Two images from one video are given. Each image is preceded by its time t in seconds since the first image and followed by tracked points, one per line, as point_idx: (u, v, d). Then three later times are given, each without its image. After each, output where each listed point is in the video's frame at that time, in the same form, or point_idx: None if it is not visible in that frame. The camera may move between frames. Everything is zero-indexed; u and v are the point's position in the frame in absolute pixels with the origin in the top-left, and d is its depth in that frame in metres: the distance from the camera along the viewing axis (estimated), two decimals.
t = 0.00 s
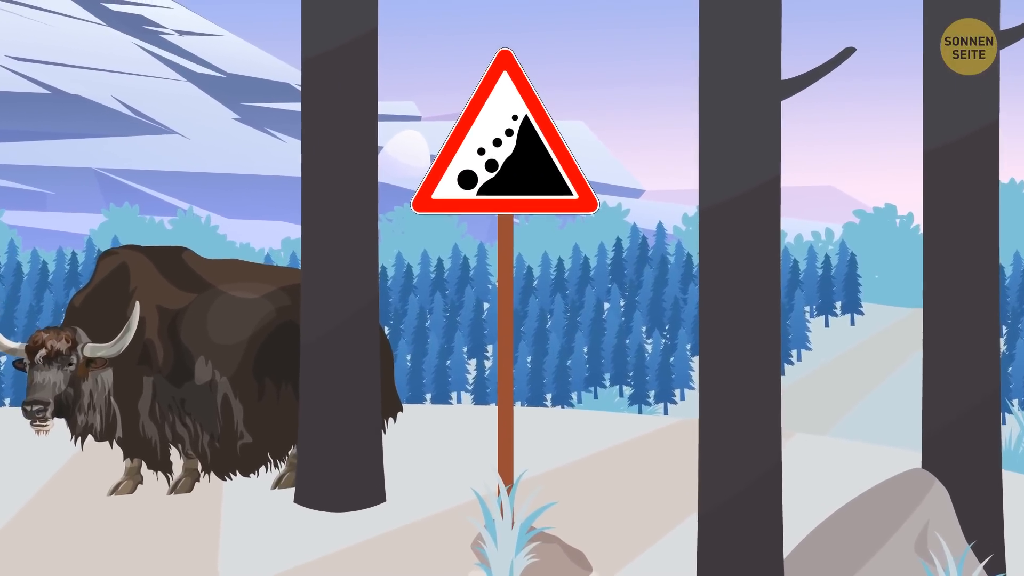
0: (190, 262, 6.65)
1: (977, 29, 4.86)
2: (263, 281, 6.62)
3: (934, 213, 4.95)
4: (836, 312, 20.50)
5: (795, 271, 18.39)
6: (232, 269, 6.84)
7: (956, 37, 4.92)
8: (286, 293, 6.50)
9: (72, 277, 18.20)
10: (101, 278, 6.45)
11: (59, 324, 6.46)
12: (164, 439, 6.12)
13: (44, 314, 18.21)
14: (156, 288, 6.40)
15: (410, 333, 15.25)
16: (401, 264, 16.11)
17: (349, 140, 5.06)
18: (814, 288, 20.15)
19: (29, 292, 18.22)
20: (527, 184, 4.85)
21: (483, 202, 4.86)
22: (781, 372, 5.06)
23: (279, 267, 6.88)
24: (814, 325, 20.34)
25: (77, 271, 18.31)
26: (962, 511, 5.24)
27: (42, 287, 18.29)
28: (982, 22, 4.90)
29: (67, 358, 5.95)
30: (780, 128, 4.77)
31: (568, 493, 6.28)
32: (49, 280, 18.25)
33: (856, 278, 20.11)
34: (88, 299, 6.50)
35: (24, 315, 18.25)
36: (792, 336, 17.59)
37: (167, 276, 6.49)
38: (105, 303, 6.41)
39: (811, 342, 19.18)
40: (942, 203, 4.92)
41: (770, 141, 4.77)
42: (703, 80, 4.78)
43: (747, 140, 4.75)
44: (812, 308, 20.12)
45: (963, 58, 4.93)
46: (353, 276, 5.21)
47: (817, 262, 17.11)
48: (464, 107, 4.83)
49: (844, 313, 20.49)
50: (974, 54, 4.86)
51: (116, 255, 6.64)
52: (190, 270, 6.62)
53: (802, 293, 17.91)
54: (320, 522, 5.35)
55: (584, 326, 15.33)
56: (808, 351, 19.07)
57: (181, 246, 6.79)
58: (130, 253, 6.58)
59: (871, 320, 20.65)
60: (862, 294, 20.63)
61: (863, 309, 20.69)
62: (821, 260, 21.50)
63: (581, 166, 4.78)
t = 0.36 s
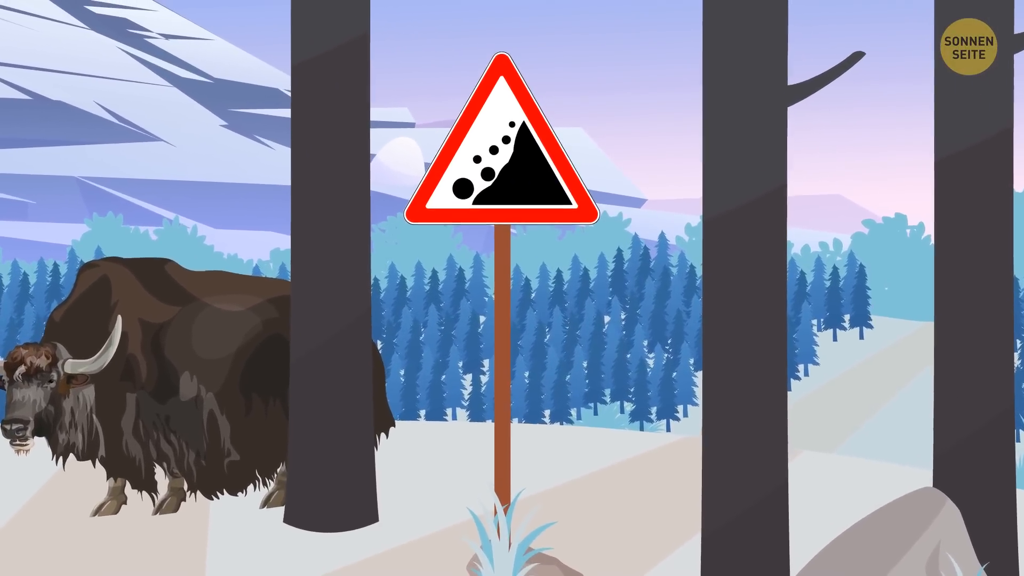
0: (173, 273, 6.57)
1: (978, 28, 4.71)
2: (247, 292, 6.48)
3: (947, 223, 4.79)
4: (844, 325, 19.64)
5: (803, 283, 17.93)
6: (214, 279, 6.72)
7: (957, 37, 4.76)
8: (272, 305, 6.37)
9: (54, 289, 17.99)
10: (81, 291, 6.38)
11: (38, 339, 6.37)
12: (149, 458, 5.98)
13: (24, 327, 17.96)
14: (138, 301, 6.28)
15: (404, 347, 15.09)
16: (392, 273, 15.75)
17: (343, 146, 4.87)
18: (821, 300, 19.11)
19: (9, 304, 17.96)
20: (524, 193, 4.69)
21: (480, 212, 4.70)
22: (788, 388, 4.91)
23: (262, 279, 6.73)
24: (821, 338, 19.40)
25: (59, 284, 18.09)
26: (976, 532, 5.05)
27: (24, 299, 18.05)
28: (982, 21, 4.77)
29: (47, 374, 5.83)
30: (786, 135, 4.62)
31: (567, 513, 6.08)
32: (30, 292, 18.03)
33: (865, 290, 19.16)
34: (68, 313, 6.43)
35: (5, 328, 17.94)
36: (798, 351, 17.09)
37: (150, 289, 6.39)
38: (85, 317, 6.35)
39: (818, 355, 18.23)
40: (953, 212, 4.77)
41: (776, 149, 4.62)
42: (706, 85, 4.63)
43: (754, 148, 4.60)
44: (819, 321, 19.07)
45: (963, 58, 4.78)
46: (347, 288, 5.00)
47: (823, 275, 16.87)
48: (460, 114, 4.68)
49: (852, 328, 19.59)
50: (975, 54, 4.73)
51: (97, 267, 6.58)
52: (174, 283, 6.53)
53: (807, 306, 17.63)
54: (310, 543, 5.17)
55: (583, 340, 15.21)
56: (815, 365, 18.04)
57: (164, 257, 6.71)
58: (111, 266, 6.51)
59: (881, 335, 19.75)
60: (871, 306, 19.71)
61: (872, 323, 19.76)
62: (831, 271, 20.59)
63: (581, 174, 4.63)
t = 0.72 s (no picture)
0: (166, 284, 6.37)
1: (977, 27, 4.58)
2: (241, 307, 6.26)
3: (959, 234, 4.68)
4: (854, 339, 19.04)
5: (809, 294, 17.68)
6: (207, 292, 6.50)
7: (956, 37, 4.62)
8: (267, 319, 6.14)
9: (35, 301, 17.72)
10: (71, 300, 6.22)
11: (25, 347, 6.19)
12: (135, 474, 5.75)
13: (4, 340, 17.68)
14: (129, 312, 6.08)
15: (397, 361, 14.75)
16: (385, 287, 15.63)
17: (336, 156, 4.68)
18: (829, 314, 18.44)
19: None
20: (521, 202, 4.54)
21: (475, 222, 4.53)
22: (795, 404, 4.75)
23: (257, 294, 6.49)
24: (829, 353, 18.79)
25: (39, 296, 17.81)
26: (990, 555, 4.85)
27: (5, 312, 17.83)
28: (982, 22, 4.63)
29: (32, 385, 5.58)
30: (793, 142, 4.47)
31: (565, 534, 5.89)
32: (10, 305, 17.77)
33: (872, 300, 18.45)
34: (55, 323, 6.21)
35: None
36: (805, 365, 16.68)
37: (141, 300, 6.19)
38: (74, 327, 6.13)
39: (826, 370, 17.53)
40: (966, 222, 4.65)
41: (783, 157, 4.48)
42: (710, 90, 4.49)
43: (759, 156, 4.44)
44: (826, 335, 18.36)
45: (963, 57, 4.63)
46: (340, 298, 4.79)
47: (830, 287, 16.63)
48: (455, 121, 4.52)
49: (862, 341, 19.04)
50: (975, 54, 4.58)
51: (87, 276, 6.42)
52: (166, 294, 6.32)
53: (815, 319, 17.26)
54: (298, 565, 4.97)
55: (583, 354, 15.03)
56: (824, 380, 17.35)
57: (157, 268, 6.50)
58: (102, 275, 6.33)
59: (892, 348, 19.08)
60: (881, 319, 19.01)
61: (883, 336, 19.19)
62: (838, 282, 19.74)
63: (580, 183, 4.48)
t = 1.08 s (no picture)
0: (155, 297, 6.14)
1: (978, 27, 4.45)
2: (233, 321, 6.00)
3: (971, 246, 4.51)
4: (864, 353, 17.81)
5: (817, 308, 17.09)
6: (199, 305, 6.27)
7: (957, 37, 4.47)
8: (260, 334, 5.90)
9: (15, 314, 17.38)
10: (56, 312, 6.05)
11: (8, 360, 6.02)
12: (119, 492, 5.57)
13: None
14: (117, 325, 5.90)
15: (390, 376, 14.71)
16: (378, 299, 15.42)
17: (325, 163, 4.48)
18: (839, 327, 17.49)
19: None
20: (519, 212, 4.38)
21: (471, 233, 4.38)
22: (801, 422, 4.59)
23: (251, 308, 6.21)
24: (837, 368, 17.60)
25: (21, 309, 17.48)
26: None
27: None
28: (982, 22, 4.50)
29: (16, 398, 5.63)
30: (800, 150, 4.32)
31: (564, 556, 5.69)
32: None
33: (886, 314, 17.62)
34: (40, 335, 6.06)
35: None
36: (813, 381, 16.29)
37: (130, 312, 5.99)
38: (60, 338, 5.98)
39: (835, 388, 16.78)
40: (979, 233, 4.49)
41: (790, 165, 4.33)
42: (714, 96, 4.34)
43: (764, 166, 4.30)
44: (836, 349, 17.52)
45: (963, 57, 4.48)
46: (330, 310, 4.62)
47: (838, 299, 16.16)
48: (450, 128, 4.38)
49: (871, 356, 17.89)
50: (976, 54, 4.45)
51: (75, 286, 6.23)
52: (155, 306, 6.08)
53: (823, 332, 16.79)
54: None
55: (582, 369, 14.81)
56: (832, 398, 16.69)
57: (148, 279, 6.30)
58: (89, 285, 6.14)
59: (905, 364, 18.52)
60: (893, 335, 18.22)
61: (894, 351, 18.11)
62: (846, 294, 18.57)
63: (580, 192, 4.33)
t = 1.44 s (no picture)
0: (138, 309, 6.03)
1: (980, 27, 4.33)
2: (219, 334, 5.86)
3: (983, 257, 4.37)
4: (871, 367, 17.44)
5: (826, 322, 16.56)
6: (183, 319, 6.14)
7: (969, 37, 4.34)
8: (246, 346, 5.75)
9: None
10: (35, 327, 5.94)
11: None
12: (103, 512, 5.42)
13: None
14: (100, 340, 5.78)
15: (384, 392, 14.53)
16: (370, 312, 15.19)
17: (314, 171, 4.33)
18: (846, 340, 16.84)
19: None
20: (516, 222, 4.24)
21: (467, 243, 4.24)
22: (808, 439, 4.44)
23: (239, 321, 6.09)
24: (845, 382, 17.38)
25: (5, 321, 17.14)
26: None
27: None
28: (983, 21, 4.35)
29: None
30: (808, 157, 4.19)
31: None
32: None
33: (895, 328, 17.07)
34: (19, 350, 5.93)
35: None
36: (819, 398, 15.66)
37: (112, 326, 5.87)
38: (40, 355, 5.86)
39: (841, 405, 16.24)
40: (993, 243, 4.36)
41: (797, 174, 4.19)
42: (718, 101, 4.21)
43: (770, 174, 4.18)
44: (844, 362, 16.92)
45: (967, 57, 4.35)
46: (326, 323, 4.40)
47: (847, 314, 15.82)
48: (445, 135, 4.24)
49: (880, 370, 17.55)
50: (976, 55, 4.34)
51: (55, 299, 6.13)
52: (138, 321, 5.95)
53: (832, 347, 16.23)
54: None
55: (581, 384, 14.60)
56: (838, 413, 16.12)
57: (131, 292, 6.17)
58: (69, 299, 6.03)
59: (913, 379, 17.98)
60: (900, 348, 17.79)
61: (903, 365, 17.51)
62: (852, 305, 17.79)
63: (578, 201, 4.19)
